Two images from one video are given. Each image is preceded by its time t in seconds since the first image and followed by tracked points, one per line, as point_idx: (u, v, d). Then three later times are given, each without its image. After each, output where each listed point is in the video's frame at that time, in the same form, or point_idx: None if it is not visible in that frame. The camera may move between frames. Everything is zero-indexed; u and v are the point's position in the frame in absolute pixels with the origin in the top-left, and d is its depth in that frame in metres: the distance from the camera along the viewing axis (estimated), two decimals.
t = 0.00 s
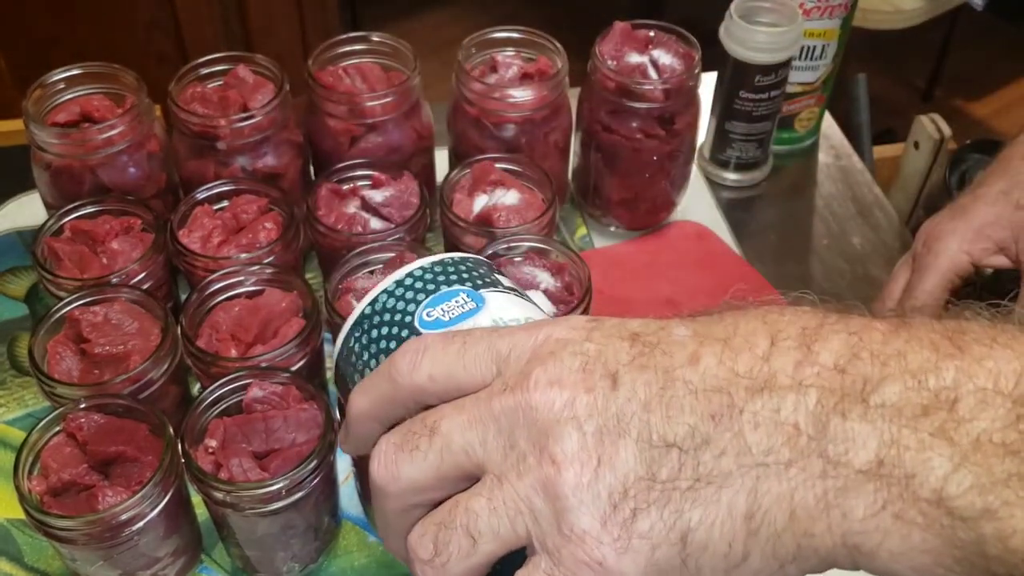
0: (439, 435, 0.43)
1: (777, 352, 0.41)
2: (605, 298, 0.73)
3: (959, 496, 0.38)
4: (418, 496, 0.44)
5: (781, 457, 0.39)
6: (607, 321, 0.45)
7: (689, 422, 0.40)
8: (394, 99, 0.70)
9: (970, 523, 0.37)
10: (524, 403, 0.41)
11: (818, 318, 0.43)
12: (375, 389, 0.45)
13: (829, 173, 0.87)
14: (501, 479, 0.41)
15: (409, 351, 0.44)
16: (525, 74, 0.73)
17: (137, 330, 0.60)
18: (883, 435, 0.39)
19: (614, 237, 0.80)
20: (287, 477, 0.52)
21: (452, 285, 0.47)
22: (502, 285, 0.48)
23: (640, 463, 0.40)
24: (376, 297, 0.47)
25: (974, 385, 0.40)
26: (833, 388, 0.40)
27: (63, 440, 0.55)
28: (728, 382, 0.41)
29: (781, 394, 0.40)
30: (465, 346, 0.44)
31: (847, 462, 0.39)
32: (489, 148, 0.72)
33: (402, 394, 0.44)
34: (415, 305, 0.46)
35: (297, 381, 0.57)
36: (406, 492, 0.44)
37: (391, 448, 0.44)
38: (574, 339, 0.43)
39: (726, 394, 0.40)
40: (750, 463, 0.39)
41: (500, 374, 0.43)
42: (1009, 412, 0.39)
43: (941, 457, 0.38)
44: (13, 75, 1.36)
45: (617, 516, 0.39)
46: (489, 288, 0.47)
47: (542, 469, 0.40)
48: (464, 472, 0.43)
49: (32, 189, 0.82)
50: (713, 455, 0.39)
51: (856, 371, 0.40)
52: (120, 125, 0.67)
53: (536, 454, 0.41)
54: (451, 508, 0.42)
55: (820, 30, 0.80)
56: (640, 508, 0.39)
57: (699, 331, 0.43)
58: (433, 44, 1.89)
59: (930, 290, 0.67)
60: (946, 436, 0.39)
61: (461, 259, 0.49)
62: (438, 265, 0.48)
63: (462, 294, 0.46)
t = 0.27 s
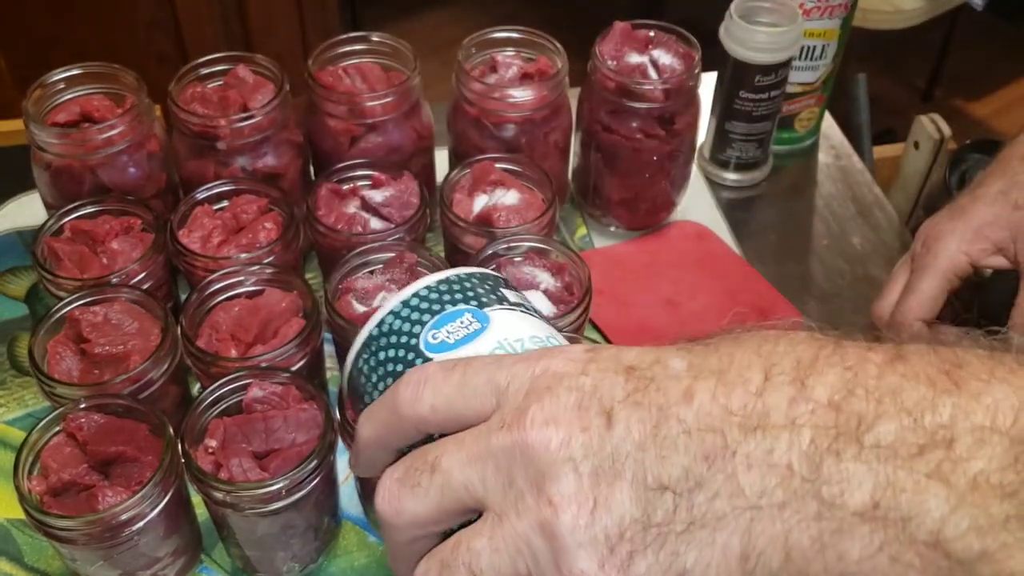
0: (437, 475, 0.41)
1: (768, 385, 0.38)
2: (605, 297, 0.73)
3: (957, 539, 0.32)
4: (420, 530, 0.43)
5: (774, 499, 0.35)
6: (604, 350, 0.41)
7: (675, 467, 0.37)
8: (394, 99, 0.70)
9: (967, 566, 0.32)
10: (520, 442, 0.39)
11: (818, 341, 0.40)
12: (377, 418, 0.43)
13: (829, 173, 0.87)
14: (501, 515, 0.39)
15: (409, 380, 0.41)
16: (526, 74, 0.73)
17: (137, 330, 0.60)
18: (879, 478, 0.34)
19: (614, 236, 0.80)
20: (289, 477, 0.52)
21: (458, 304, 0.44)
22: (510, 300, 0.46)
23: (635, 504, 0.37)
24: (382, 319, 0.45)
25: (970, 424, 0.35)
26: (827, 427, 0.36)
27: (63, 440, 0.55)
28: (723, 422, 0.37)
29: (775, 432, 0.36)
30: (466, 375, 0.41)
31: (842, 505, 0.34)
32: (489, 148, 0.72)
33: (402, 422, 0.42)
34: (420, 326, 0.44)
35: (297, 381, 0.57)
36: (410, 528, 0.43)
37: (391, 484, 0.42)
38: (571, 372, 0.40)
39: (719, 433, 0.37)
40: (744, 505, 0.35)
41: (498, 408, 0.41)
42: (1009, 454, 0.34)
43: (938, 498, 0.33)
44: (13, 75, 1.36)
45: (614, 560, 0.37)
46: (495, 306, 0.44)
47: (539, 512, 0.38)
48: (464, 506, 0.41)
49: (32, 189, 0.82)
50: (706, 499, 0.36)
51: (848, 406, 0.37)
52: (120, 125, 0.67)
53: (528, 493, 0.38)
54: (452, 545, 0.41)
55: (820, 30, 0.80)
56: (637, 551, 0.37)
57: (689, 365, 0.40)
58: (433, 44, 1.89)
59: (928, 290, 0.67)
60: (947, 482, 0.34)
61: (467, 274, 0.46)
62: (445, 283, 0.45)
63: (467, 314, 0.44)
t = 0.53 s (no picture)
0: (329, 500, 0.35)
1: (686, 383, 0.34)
2: (606, 297, 0.73)
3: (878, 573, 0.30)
4: (299, 551, 0.37)
5: (690, 527, 0.32)
6: (506, 346, 0.36)
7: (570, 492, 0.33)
8: (394, 99, 0.70)
9: None
10: (416, 462, 0.34)
11: (743, 339, 0.36)
12: (250, 425, 0.37)
13: (829, 173, 0.87)
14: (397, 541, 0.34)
15: (285, 378, 0.36)
16: (526, 74, 0.74)
17: (137, 330, 0.60)
18: (796, 506, 0.31)
19: (614, 236, 0.80)
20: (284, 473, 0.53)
21: (333, 278, 0.41)
22: (389, 266, 0.43)
23: (540, 532, 0.33)
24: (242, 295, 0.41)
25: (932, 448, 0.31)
26: (746, 446, 0.32)
27: (63, 440, 0.55)
28: (635, 440, 0.33)
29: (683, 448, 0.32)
30: (347, 367, 0.36)
31: (759, 534, 0.32)
32: (489, 149, 0.73)
33: (277, 428, 0.37)
34: (295, 302, 0.41)
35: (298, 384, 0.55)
36: (290, 548, 0.37)
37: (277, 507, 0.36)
38: (466, 377, 0.35)
39: (629, 455, 0.33)
40: (656, 534, 0.32)
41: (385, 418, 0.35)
42: (931, 478, 0.31)
43: (856, 530, 0.31)
44: (14, 76, 1.36)
45: None
46: (376, 278, 0.41)
47: (435, 538, 0.34)
48: (349, 526, 0.35)
49: (33, 189, 0.82)
50: (619, 526, 0.33)
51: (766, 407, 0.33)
52: (120, 125, 0.67)
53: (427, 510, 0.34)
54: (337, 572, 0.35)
55: (820, 30, 0.80)
56: None
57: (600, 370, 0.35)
58: (433, 44, 1.89)
59: (926, 290, 0.67)
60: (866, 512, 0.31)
61: (337, 240, 0.43)
62: (316, 252, 0.42)
63: (346, 288, 0.41)
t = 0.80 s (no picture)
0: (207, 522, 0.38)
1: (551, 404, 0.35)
2: (606, 298, 0.74)
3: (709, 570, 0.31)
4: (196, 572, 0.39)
5: (542, 529, 0.32)
6: (397, 375, 0.39)
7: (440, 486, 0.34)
8: (395, 100, 0.70)
9: None
10: (295, 475, 0.36)
11: (606, 363, 0.38)
12: (156, 453, 0.40)
13: (828, 173, 0.87)
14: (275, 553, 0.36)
15: (193, 409, 0.39)
16: (525, 75, 0.74)
17: (138, 330, 0.60)
18: (636, 507, 0.32)
19: (614, 236, 0.80)
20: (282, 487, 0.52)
21: (258, 329, 0.43)
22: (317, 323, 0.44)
23: (405, 539, 0.34)
24: (177, 344, 0.43)
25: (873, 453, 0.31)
26: (595, 453, 0.33)
27: (65, 439, 0.55)
28: (497, 450, 0.34)
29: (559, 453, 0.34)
30: (250, 402, 0.38)
31: (604, 535, 0.32)
32: (489, 149, 0.73)
33: (181, 456, 0.39)
34: (215, 351, 0.42)
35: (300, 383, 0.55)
36: (187, 567, 0.39)
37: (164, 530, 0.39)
38: (355, 401, 0.37)
39: (491, 463, 0.34)
40: (512, 538, 0.33)
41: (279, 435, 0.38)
42: (759, 481, 0.32)
43: (689, 530, 0.31)
44: (14, 75, 1.36)
45: None
46: (297, 330, 0.43)
47: (311, 548, 0.35)
48: (240, 543, 0.37)
49: (35, 189, 0.83)
50: (476, 531, 0.33)
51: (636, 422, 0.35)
52: (121, 125, 0.67)
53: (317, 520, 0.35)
54: None
55: (820, 31, 0.80)
56: None
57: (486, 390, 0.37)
58: (433, 45, 1.89)
59: (921, 292, 0.67)
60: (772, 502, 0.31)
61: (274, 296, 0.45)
62: (247, 305, 0.44)
63: (265, 337, 0.43)
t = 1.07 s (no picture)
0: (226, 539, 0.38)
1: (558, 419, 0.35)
2: (606, 298, 0.73)
3: None
4: None
5: (555, 545, 0.33)
6: (411, 386, 0.39)
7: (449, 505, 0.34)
8: (395, 100, 0.70)
9: None
10: (311, 492, 0.36)
11: (622, 373, 0.38)
12: (180, 469, 0.41)
13: (828, 174, 0.87)
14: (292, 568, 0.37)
15: (212, 424, 0.39)
16: (525, 75, 0.74)
17: (138, 330, 0.60)
18: (654, 523, 0.32)
19: (614, 236, 0.80)
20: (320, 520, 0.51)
21: (274, 339, 0.43)
22: (333, 332, 0.44)
23: (420, 555, 0.34)
24: (195, 357, 0.44)
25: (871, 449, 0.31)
26: (609, 468, 0.33)
27: (65, 439, 0.55)
28: (509, 466, 0.34)
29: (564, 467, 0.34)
30: (264, 419, 0.39)
31: (619, 551, 0.32)
32: (489, 149, 0.73)
33: (204, 471, 0.40)
34: (233, 363, 0.43)
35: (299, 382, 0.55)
36: None
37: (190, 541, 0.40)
38: (370, 416, 0.37)
39: (504, 478, 0.34)
40: (527, 554, 0.33)
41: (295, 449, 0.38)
42: (777, 497, 0.32)
43: (708, 546, 0.31)
44: (14, 75, 1.36)
45: None
46: (313, 339, 0.43)
47: (327, 564, 0.35)
48: (259, 559, 0.38)
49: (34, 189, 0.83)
50: (489, 548, 0.33)
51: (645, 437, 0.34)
52: (121, 125, 0.67)
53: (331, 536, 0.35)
54: None
55: (819, 31, 0.80)
56: None
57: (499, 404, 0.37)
58: (433, 45, 1.89)
59: (920, 292, 0.67)
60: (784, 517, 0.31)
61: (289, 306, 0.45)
62: (263, 316, 0.44)
63: (282, 349, 0.43)
